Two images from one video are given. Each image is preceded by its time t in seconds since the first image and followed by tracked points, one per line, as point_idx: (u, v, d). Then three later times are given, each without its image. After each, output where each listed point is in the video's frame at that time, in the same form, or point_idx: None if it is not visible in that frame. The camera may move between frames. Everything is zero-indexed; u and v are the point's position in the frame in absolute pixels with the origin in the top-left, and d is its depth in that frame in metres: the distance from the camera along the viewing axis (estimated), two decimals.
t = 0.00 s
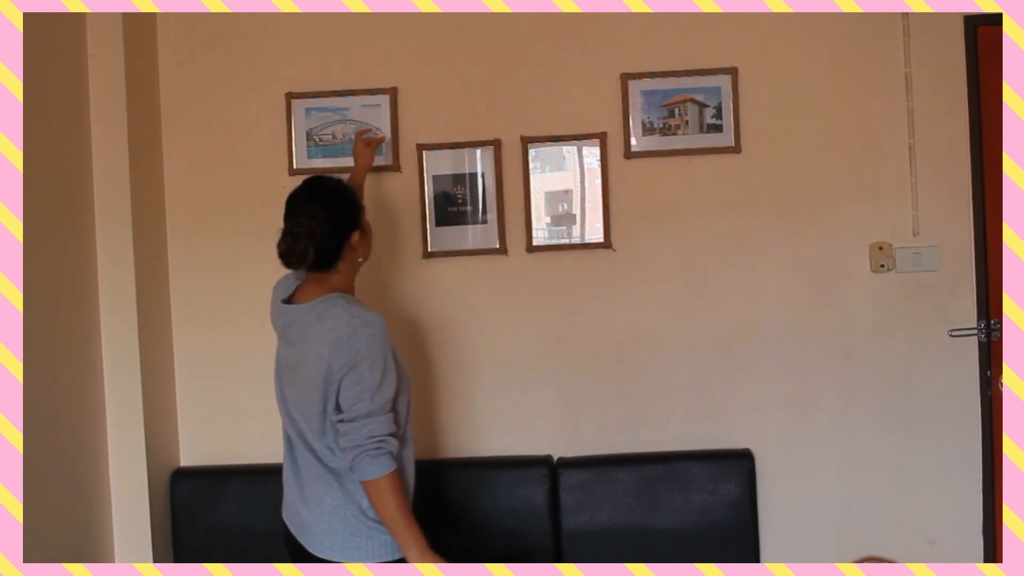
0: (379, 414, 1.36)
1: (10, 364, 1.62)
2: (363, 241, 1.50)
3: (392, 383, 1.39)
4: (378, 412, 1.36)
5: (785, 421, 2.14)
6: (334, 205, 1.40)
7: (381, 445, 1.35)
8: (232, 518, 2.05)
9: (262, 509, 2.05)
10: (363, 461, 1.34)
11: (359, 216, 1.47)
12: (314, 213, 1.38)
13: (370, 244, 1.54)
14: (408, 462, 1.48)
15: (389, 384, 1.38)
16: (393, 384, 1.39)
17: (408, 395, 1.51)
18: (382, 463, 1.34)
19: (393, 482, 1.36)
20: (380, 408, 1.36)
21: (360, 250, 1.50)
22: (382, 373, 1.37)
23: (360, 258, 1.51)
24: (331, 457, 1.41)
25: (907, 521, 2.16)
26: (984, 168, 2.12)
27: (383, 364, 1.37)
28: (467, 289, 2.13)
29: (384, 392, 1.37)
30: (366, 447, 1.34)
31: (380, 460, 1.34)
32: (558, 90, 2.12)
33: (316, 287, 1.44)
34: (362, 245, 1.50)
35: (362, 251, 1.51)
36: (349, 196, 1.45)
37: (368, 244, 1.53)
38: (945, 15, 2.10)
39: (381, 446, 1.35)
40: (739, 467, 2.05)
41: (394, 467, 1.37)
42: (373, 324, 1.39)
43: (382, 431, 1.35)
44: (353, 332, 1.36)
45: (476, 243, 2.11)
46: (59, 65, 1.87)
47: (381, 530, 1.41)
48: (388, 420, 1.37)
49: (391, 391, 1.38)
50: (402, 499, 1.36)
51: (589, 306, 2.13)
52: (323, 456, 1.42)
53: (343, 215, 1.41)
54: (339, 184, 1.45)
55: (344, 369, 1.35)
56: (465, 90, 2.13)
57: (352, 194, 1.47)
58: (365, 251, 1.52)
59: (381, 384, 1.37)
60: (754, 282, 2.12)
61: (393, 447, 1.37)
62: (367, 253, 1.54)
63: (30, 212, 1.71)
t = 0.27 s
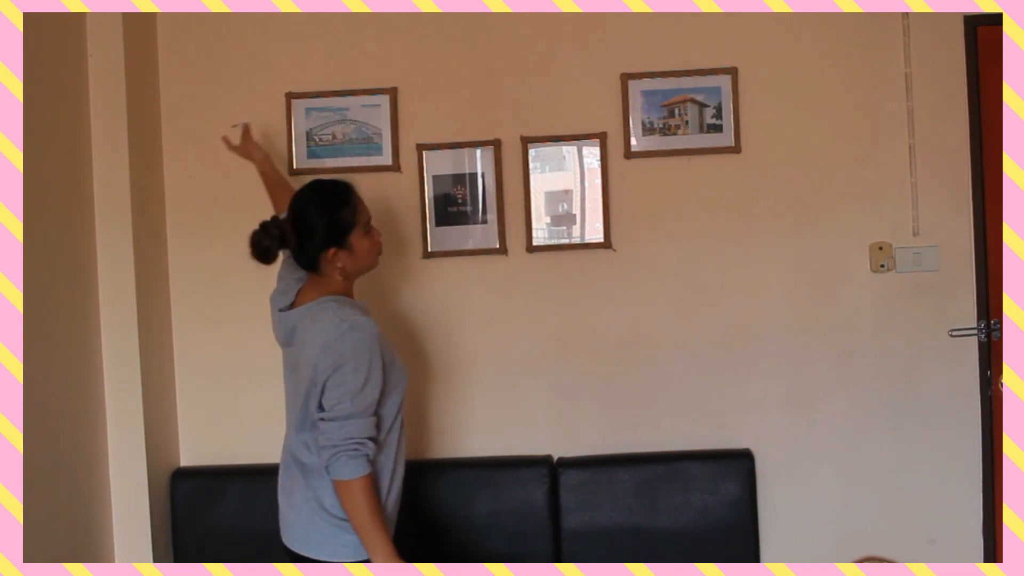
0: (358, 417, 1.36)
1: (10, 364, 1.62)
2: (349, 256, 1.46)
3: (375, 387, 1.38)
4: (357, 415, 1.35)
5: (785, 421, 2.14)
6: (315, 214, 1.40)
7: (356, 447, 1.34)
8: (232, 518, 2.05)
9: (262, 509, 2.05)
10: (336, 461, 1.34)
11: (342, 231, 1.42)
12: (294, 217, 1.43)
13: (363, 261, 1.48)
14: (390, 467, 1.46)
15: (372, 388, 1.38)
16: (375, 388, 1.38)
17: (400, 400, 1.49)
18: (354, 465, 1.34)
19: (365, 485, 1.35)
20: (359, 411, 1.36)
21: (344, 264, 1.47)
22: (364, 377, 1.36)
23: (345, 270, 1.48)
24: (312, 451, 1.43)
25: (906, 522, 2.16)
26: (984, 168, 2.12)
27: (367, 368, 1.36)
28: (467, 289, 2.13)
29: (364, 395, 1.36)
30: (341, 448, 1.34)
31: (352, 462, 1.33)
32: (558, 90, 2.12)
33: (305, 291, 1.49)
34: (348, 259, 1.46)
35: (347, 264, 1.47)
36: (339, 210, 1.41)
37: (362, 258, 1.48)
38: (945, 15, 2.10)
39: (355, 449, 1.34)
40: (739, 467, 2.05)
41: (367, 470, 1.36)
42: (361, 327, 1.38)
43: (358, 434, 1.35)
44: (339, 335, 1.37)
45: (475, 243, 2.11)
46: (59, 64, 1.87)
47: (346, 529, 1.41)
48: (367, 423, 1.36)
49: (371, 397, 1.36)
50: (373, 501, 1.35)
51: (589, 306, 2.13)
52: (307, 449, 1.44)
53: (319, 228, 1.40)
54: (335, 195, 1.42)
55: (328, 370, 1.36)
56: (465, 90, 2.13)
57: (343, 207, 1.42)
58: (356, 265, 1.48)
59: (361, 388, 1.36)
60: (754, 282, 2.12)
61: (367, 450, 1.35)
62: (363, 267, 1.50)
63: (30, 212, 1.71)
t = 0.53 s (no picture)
0: (343, 421, 1.35)
1: (10, 363, 1.62)
2: (325, 254, 1.46)
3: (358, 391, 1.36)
4: (342, 419, 1.35)
5: (785, 421, 2.14)
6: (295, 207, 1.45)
7: (343, 452, 1.34)
8: (232, 518, 2.05)
9: (263, 509, 2.05)
10: (324, 467, 1.34)
11: (318, 228, 1.44)
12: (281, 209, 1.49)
13: (340, 264, 1.47)
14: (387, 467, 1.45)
15: (356, 392, 1.36)
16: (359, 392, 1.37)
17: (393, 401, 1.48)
18: (343, 470, 1.33)
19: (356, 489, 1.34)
20: (343, 415, 1.35)
21: (321, 263, 1.47)
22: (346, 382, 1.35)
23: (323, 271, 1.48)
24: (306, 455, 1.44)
25: (906, 521, 2.16)
26: (984, 168, 2.12)
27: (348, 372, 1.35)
28: (468, 289, 2.13)
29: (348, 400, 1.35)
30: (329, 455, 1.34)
31: (340, 467, 1.33)
32: (558, 90, 2.12)
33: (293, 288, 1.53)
34: (325, 259, 1.47)
35: (324, 264, 1.47)
36: (317, 205, 1.44)
37: (339, 262, 1.47)
38: (945, 15, 2.10)
39: (341, 453, 1.34)
40: (739, 467, 2.05)
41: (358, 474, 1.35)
42: (341, 332, 1.38)
43: (344, 439, 1.34)
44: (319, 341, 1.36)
45: (475, 243, 2.11)
46: (59, 64, 1.87)
47: (342, 530, 1.41)
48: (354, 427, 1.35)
49: (353, 401, 1.35)
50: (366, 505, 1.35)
51: (589, 306, 2.13)
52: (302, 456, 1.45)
53: (297, 220, 1.45)
54: (319, 191, 1.45)
55: (310, 377, 1.36)
56: (465, 91, 2.13)
57: (324, 205, 1.45)
58: (332, 268, 1.47)
59: (343, 392, 1.35)
60: (754, 282, 2.12)
61: (355, 454, 1.35)
62: (343, 272, 1.48)
63: (30, 212, 1.71)
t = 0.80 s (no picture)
0: (320, 427, 1.35)
1: (10, 363, 1.62)
2: (329, 252, 1.47)
3: (336, 398, 1.35)
4: (320, 425, 1.34)
5: (785, 421, 2.14)
6: (299, 205, 1.48)
7: (317, 458, 1.34)
8: (232, 518, 2.05)
9: (263, 509, 2.05)
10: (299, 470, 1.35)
11: (319, 224, 1.46)
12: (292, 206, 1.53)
13: (342, 262, 1.47)
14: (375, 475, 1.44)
15: (335, 399, 1.35)
16: (338, 400, 1.35)
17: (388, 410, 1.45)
18: (314, 475, 1.34)
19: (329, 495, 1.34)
20: (319, 422, 1.34)
21: (324, 260, 1.48)
22: (323, 388, 1.34)
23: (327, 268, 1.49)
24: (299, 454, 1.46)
25: (906, 521, 2.16)
26: (984, 168, 2.12)
27: (326, 378, 1.35)
28: (468, 289, 2.13)
29: (325, 406, 1.34)
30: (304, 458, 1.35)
31: (312, 473, 1.33)
32: (558, 90, 2.12)
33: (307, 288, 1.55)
34: (328, 257, 1.48)
35: (327, 262, 1.48)
36: (320, 203, 1.46)
37: (341, 260, 1.47)
38: (945, 15, 2.10)
39: (313, 459, 1.34)
40: (739, 467, 2.05)
41: (332, 481, 1.35)
42: (322, 338, 1.37)
43: (319, 445, 1.34)
44: (304, 345, 1.37)
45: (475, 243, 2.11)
46: (59, 64, 1.87)
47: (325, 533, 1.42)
48: (331, 434, 1.34)
49: (329, 409, 1.34)
50: (338, 513, 1.35)
51: (589, 306, 2.13)
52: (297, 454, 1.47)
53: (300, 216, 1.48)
54: (321, 190, 1.47)
55: (292, 378, 1.37)
56: (465, 91, 2.13)
57: (326, 202, 1.46)
58: (335, 266, 1.47)
59: (320, 398, 1.34)
60: (754, 282, 2.12)
61: (328, 461, 1.34)
62: (346, 271, 1.48)
63: (30, 211, 1.71)
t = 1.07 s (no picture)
0: (316, 417, 1.33)
1: (10, 363, 1.62)
2: (353, 252, 1.47)
3: (335, 389, 1.34)
4: (315, 414, 1.33)
5: (785, 420, 2.14)
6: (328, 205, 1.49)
7: (308, 446, 1.32)
8: (232, 518, 2.05)
9: (262, 509, 2.05)
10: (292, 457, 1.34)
11: (343, 225, 1.47)
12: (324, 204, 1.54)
13: (367, 264, 1.46)
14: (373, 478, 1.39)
15: (333, 390, 1.34)
16: (336, 391, 1.34)
17: (395, 413, 1.41)
18: (304, 463, 1.32)
19: (318, 485, 1.32)
20: (316, 412, 1.33)
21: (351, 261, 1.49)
22: (322, 377, 1.34)
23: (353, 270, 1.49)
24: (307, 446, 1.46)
25: (906, 521, 2.16)
26: (984, 168, 2.12)
27: (325, 367, 1.34)
28: (468, 289, 2.13)
29: (321, 396, 1.33)
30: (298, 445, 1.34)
31: (302, 461, 1.32)
32: (557, 90, 2.12)
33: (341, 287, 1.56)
34: (353, 258, 1.48)
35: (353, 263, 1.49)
36: (344, 204, 1.46)
37: (366, 262, 1.47)
38: (944, 15, 2.10)
39: (305, 447, 1.32)
40: (740, 467, 2.05)
41: (321, 472, 1.32)
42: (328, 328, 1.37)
43: (312, 434, 1.32)
44: (312, 333, 1.38)
45: (475, 243, 2.11)
46: (58, 64, 1.87)
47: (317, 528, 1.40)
48: (326, 425, 1.33)
49: (325, 399, 1.33)
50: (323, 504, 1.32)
51: (589, 306, 2.13)
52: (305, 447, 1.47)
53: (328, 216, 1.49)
54: (347, 191, 1.47)
55: (297, 365, 1.38)
56: (465, 90, 2.13)
57: (350, 204, 1.46)
58: (360, 268, 1.48)
59: (318, 387, 1.33)
60: (754, 282, 2.12)
61: (320, 451, 1.32)
62: (370, 274, 1.47)
63: (30, 211, 1.71)
